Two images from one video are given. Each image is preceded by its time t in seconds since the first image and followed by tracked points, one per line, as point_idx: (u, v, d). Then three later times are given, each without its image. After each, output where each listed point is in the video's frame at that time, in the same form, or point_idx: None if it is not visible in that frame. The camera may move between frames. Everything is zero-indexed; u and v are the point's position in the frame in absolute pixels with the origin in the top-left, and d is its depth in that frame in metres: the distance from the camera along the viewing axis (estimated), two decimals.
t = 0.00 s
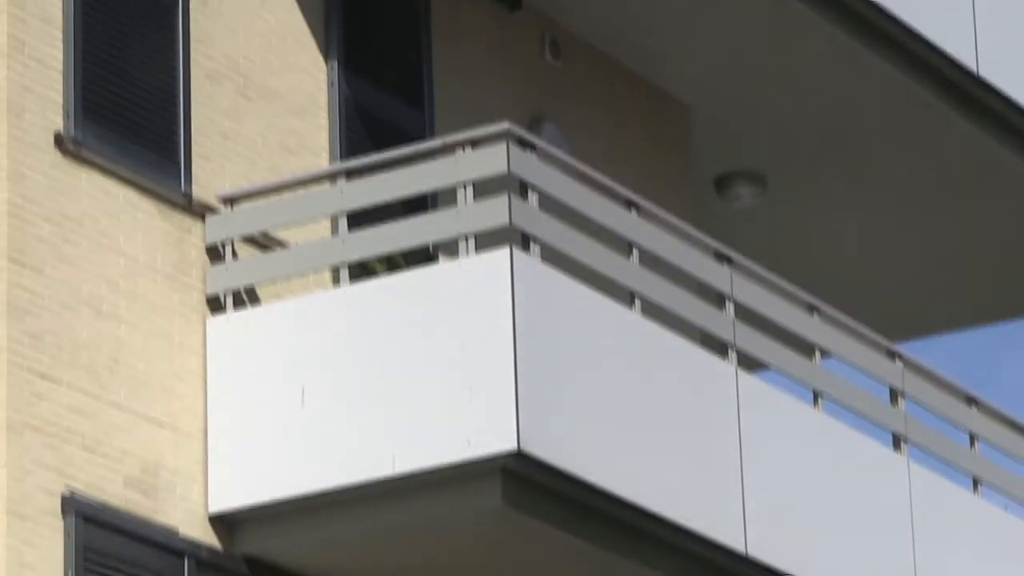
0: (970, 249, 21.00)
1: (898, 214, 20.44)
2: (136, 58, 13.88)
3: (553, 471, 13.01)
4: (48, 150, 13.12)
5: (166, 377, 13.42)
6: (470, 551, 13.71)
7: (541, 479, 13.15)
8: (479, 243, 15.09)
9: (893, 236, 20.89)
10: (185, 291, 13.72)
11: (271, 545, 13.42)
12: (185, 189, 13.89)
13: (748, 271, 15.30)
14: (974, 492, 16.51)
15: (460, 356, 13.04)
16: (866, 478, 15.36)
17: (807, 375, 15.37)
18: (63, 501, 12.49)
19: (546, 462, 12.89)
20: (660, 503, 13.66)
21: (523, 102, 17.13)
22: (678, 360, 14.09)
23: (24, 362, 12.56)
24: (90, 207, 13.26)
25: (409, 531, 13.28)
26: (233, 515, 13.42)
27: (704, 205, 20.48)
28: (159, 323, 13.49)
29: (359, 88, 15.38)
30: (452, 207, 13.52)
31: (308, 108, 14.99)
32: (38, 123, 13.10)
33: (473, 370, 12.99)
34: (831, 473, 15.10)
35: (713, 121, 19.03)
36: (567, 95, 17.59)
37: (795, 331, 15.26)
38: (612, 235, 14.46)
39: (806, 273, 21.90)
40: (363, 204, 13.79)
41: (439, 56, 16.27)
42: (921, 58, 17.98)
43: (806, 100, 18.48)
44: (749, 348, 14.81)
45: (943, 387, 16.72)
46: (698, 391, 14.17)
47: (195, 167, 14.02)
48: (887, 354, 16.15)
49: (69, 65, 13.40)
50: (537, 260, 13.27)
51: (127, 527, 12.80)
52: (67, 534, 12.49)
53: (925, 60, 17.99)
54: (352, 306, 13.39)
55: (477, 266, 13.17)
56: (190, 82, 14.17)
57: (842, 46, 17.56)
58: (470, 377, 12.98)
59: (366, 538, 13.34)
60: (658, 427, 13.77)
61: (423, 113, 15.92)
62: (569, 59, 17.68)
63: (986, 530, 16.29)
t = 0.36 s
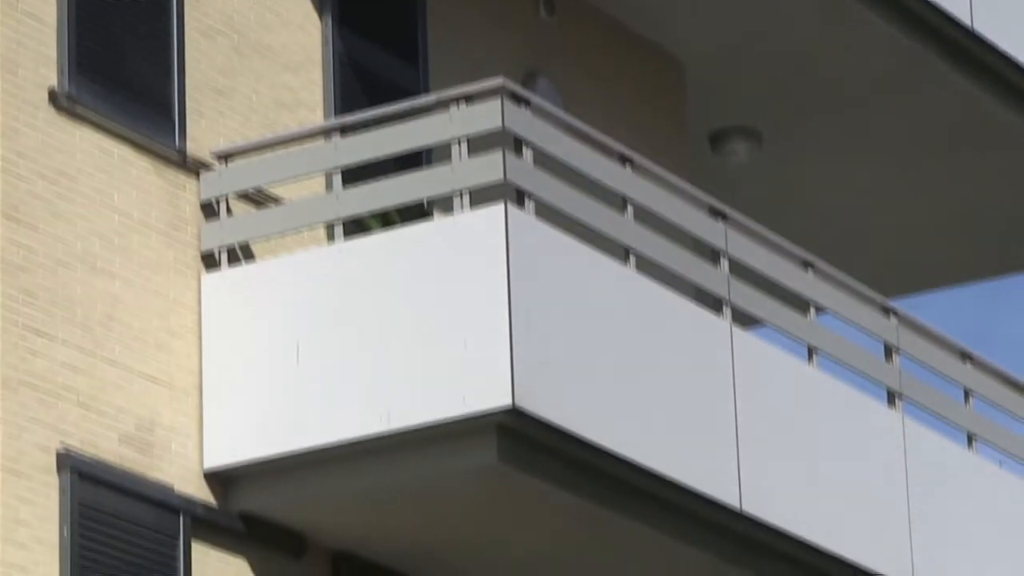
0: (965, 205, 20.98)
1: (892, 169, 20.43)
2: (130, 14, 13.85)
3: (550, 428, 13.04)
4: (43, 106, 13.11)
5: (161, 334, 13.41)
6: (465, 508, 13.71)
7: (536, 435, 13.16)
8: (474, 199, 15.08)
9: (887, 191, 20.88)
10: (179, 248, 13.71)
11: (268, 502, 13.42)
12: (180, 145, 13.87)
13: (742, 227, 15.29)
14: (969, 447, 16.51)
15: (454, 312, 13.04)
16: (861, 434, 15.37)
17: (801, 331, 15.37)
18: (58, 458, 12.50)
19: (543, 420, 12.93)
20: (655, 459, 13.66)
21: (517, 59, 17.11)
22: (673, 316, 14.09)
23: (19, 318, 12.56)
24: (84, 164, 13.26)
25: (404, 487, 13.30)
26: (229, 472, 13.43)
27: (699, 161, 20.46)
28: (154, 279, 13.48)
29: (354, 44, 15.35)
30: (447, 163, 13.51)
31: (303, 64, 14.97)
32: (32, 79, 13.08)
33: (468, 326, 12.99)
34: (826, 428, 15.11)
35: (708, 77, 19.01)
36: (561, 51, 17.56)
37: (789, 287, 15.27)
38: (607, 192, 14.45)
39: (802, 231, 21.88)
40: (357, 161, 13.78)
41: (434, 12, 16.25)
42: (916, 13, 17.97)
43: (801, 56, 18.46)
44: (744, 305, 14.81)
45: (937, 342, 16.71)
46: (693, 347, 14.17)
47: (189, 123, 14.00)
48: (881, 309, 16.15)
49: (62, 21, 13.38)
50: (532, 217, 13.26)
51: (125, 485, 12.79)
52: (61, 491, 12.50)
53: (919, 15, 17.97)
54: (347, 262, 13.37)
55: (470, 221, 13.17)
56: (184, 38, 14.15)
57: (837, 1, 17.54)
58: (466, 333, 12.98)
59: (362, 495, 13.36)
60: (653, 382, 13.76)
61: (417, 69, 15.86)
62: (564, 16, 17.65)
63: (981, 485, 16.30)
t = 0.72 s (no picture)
0: (959, 169, 20.98)
1: (886, 134, 20.43)
2: None
3: (543, 392, 13.04)
4: (37, 71, 13.10)
5: (156, 299, 13.41)
6: (458, 473, 13.72)
7: (529, 400, 13.16)
8: (468, 164, 15.06)
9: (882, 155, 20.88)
10: (173, 212, 13.70)
11: (262, 467, 13.42)
12: (173, 109, 13.86)
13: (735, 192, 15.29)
14: (962, 412, 16.51)
15: (448, 276, 13.04)
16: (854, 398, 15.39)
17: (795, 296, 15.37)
18: (52, 422, 12.51)
19: (535, 384, 12.93)
20: (648, 424, 13.67)
21: (511, 25, 17.10)
22: (666, 281, 14.09)
23: (13, 282, 12.56)
24: (78, 128, 13.25)
25: (398, 453, 13.31)
26: (223, 438, 13.43)
27: (693, 127, 20.44)
28: (148, 243, 13.47)
29: (348, 8, 15.33)
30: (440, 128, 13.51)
31: (296, 29, 14.95)
32: (26, 44, 13.08)
33: (462, 291, 12.99)
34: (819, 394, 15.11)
35: (702, 44, 19.00)
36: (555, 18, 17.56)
37: (783, 252, 15.28)
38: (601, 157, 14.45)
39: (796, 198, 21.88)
40: (350, 126, 13.77)
41: None
42: None
43: (795, 22, 18.45)
44: (738, 270, 14.82)
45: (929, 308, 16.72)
46: (688, 312, 14.17)
47: (183, 88, 13.98)
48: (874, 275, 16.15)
49: None
50: (526, 182, 13.26)
51: (119, 450, 12.80)
52: (56, 455, 12.50)
53: None
54: (341, 227, 13.37)
55: (464, 187, 13.15)
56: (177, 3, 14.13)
57: None
58: (459, 298, 12.98)
59: (356, 460, 13.37)
60: (648, 347, 13.77)
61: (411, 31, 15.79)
62: None
63: (973, 450, 16.30)
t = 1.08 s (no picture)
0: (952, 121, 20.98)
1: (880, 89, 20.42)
2: None
3: (536, 352, 13.03)
4: (29, 31, 13.08)
5: (149, 259, 13.41)
6: (452, 433, 13.72)
7: (523, 360, 13.16)
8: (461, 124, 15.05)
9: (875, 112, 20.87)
10: (166, 172, 13.69)
11: (255, 426, 13.43)
12: (165, 68, 13.82)
13: (728, 153, 15.29)
14: (955, 372, 16.52)
15: (442, 236, 13.03)
16: (846, 358, 15.40)
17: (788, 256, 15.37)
18: (46, 382, 12.50)
19: (528, 343, 12.91)
20: (642, 385, 13.67)
21: None
22: (661, 243, 14.08)
23: (5, 242, 12.54)
24: (70, 88, 13.23)
25: (391, 412, 13.30)
26: (216, 397, 13.43)
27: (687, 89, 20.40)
28: (141, 203, 13.46)
29: None
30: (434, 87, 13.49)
31: None
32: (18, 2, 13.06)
33: (456, 252, 12.98)
34: (813, 354, 15.12)
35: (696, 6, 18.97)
36: None
37: (776, 212, 15.27)
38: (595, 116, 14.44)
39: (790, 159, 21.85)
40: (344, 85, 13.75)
41: None
42: None
43: None
44: (732, 230, 14.81)
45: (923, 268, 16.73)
46: (681, 272, 14.17)
47: (176, 47, 13.95)
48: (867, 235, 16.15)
49: None
50: (519, 143, 13.25)
51: (113, 410, 12.80)
52: (50, 416, 12.50)
53: None
54: (334, 188, 13.36)
55: (457, 146, 13.15)
56: None
57: None
58: (453, 259, 12.97)
59: (349, 420, 13.37)
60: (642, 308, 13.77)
61: None
62: None
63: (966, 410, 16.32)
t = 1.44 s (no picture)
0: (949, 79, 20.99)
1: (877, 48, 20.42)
2: None
3: (533, 315, 13.01)
4: None
5: (145, 222, 13.41)
6: (448, 396, 13.72)
7: (519, 323, 13.15)
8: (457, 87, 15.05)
9: (871, 73, 20.86)
10: (162, 136, 13.69)
11: (251, 389, 13.44)
12: (162, 32, 13.83)
13: (724, 116, 15.28)
14: (952, 335, 16.53)
15: (438, 200, 13.02)
16: (843, 320, 15.40)
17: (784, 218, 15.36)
18: (42, 345, 12.50)
19: (524, 306, 12.89)
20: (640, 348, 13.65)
21: None
22: (657, 205, 14.07)
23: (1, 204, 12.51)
24: (66, 50, 13.22)
25: (388, 375, 13.29)
26: (212, 361, 13.44)
27: (685, 57, 20.35)
28: (136, 167, 13.46)
29: None
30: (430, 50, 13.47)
31: None
32: None
33: (452, 215, 12.97)
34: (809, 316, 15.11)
35: None
36: None
37: (771, 174, 15.27)
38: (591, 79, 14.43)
39: (786, 124, 21.84)
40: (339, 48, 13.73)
41: None
42: None
43: None
44: (728, 193, 14.80)
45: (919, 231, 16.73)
46: (678, 234, 14.17)
47: (172, 11, 13.93)
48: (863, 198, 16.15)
49: None
50: (515, 106, 13.23)
51: (109, 372, 12.79)
52: (45, 378, 12.48)
53: None
54: (331, 152, 13.36)
55: (453, 109, 13.13)
56: None
57: None
58: (450, 223, 12.96)
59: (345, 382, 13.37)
60: (639, 272, 13.77)
61: None
62: None
63: (962, 373, 16.32)
